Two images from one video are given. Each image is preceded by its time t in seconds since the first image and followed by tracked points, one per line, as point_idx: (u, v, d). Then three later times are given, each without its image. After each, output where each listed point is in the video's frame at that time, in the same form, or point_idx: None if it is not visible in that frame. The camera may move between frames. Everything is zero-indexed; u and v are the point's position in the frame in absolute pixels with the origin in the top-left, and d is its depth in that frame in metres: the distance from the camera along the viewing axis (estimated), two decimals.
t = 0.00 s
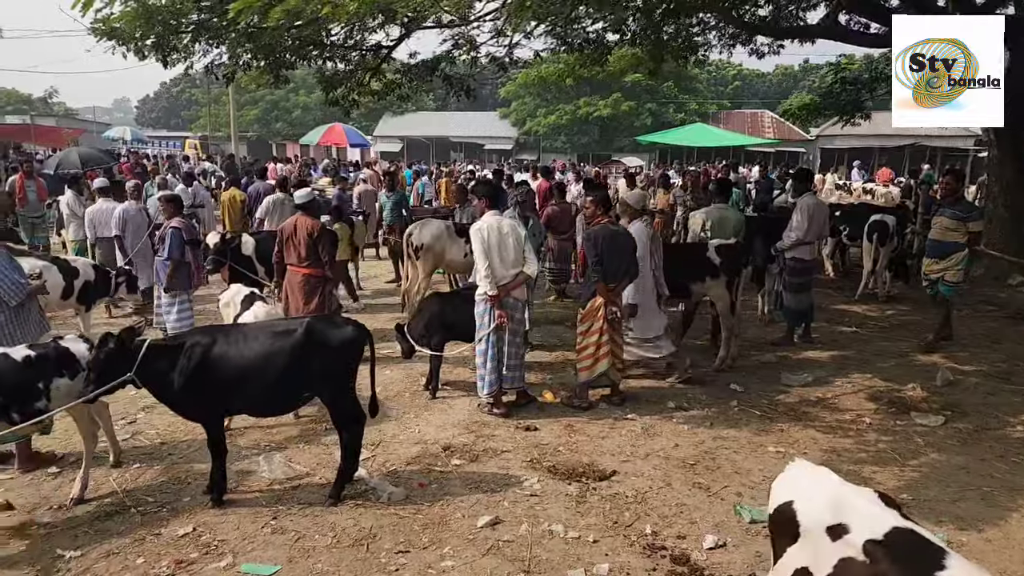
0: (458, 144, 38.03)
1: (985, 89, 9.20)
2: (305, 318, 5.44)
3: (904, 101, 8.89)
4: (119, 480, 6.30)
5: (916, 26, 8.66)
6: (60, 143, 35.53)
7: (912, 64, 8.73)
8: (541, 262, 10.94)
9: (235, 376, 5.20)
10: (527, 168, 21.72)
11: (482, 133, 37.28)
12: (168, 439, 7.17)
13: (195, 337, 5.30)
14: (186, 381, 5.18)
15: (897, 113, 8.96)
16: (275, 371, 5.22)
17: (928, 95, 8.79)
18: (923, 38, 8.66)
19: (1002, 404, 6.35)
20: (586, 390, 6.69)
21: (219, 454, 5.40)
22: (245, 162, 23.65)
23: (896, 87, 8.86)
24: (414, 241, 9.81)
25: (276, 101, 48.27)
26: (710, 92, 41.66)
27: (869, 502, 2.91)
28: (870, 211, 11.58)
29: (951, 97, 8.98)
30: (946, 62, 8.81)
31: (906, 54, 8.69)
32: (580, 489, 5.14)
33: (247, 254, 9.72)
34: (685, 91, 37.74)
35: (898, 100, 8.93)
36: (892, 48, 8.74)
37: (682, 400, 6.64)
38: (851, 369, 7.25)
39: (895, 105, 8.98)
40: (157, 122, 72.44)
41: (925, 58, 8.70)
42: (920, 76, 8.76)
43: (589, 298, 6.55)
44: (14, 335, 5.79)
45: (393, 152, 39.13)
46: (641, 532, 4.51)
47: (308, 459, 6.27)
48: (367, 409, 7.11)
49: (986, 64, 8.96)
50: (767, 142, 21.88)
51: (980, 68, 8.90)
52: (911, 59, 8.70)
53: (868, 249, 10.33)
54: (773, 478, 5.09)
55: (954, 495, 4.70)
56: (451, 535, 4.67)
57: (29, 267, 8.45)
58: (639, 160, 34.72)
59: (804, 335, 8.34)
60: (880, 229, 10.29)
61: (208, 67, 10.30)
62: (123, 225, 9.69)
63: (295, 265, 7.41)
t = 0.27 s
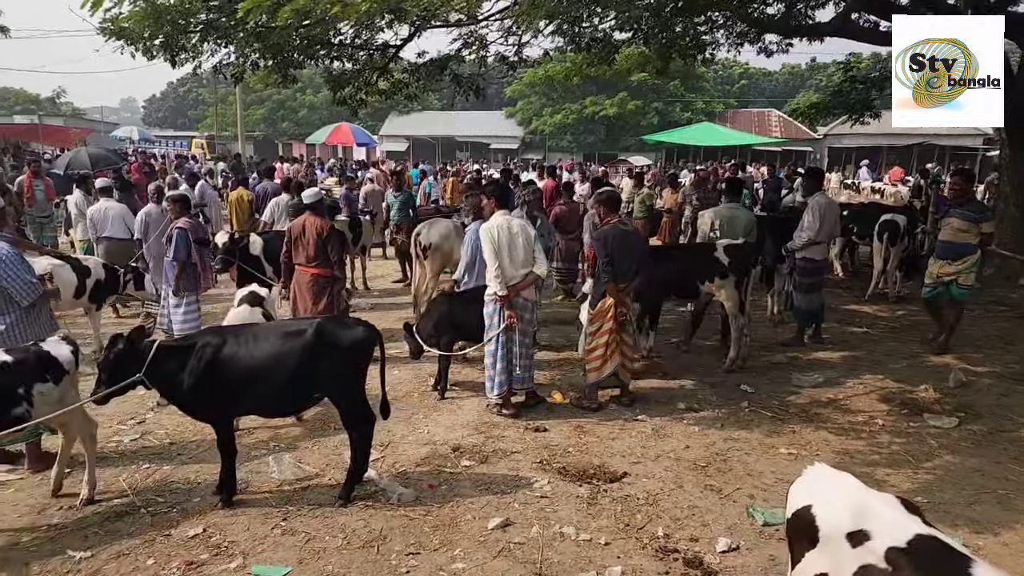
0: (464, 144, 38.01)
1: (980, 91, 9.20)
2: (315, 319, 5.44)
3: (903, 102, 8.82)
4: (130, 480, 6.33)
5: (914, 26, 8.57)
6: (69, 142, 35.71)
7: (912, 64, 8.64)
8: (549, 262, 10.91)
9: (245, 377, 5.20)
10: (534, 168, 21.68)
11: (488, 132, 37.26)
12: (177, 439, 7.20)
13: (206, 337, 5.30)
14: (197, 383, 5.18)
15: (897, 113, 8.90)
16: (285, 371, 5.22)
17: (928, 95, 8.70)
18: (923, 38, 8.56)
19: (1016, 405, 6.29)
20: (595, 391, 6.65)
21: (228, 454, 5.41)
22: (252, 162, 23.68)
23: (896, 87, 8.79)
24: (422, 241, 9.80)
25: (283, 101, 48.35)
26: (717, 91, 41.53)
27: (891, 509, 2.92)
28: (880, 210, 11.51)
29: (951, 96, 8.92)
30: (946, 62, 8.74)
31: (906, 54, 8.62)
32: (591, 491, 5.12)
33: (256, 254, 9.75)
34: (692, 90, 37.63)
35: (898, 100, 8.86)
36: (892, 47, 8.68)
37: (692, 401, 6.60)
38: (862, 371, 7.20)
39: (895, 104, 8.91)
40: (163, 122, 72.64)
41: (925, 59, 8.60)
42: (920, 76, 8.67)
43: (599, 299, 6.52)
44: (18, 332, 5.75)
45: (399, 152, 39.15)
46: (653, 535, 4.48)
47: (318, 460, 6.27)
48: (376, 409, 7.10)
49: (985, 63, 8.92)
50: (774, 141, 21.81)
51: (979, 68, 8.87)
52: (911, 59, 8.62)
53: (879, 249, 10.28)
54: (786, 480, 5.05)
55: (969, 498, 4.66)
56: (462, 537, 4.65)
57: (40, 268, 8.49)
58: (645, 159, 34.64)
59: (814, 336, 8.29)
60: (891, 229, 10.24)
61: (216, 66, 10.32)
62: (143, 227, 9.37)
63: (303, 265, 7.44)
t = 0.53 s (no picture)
0: (470, 142, 37.97)
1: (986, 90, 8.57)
2: (324, 318, 5.41)
3: (903, 101, 8.47)
4: (137, 479, 6.32)
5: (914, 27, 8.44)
6: (77, 140, 35.83)
7: (912, 64, 8.38)
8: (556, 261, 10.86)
9: (253, 376, 5.18)
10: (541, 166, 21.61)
11: (494, 131, 37.20)
12: (184, 439, 7.18)
13: (213, 336, 5.28)
14: (204, 381, 5.16)
15: (898, 113, 8.57)
16: (293, 370, 5.19)
17: (929, 95, 8.38)
18: (923, 38, 8.34)
19: None
20: (604, 391, 6.59)
21: (235, 453, 5.38)
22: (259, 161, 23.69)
23: (896, 87, 8.46)
24: (430, 240, 9.77)
25: (290, 100, 48.39)
26: (724, 90, 41.34)
27: (917, 513, 2.90)
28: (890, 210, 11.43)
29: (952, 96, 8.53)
30: (946, 62, 8.43)
31: (906, 54, 8.40)
32: (601, 492, 5.08)
33: (263, 252, 9.73)
34: (699, 89, 37.49)
35: (897, 101, 8.52)
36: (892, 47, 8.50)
37: (702, 402, 6.54)
38: (874, 372, 7.13)
39: (895, 104, 8.57)
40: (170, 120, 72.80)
41: (925, 58, 8.34)
42: (920, 75, 8.37)
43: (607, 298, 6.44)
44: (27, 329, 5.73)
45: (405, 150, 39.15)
46: (665, 538, 4.43)
47: (325, 459, 6.25)
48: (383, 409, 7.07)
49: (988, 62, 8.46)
50: (782, 139, 21.69)
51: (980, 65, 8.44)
52: (911, 59, 8.40)
53: (889, 249, 10.20)
54: (799, 482, 4.99)
55: (987, 502, 4.59)
56: (471, 539, 4.61)
57: (50, 266, 8.45)
58: (652, 158, 34.53)
59: (825, 336, 8.23)
60: (902, 229, 10.16)
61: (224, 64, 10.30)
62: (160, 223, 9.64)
63: (310, 264, 7.41)
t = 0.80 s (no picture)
0: (477, 141, 37.90)
1: (988, 90, 8.73)
2: (333, 318, 5.35)
3: (903, 102, 8.97)
4: (145, 480, 6.29)
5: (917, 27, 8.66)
6: (86, 140, 35.94)
7: (911, 64, 8.74)
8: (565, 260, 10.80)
9: (261, 377, 5.13)
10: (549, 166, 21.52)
11: (502, 130, 37.13)
12: (192, 439, 7.15)
13: (221, 336, 5.24)
14: (212, 383, 5.13)
15: (898, 112, 9.06)
16: (302, 371, 5.14)
17: (928, 96, 8.78)
18: (923, 38, 8.59)
19: None
20: (615, 392, 6.50)
21: (244, 454, 5.35)
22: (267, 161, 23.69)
23: (896, 87, 8.93)
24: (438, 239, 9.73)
25: (298, 99, 48.44)
26: (733, 89, 41.14)
27: (950, 525, 2.82)
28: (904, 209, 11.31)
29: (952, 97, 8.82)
30: (947, 62, 8.69)
31: (907, 55, 8.71)
32: (613, 496, 5.01)
33: (271, 252, 9.70)
34: (708, 88, 37.31)
35: (898, 100, 9.01)
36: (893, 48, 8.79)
37: (714, 404, 6.45)
38: (889, 373, 7.03)
39: (896, 104, 9.07)
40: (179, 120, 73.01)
41: (925, 59, 8.65)
42: (920, 76, 8.76)
43: (617, 298, 6.34)
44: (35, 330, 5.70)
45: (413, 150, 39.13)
46: (678, 542, 4.36)
47: (333, 461, 6.20)
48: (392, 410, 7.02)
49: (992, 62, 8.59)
50: (792, 138, 21.54)
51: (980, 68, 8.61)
52: (910, 59, 8.71)
53: (903, 248, 10.09)
54: (814, 486, 4.92)
55: (1009, 507, 4.50)
56: (482, 542, 4.55)
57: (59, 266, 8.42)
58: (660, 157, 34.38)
59: (839, 337, 8.13)
60: (917, 228, 10.06)
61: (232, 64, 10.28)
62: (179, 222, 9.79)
63: (318, 263, 7.37)
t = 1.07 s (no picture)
0: (491, 140, 37.79)
1: (990, 90, 8.22)
2: (342, 318, 5.24)
3: (903, 101, 8.43)
4: (153, 482, 6.22)
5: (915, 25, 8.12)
6: (104, 139, 36.15)
7: (911, 64, 8.22)
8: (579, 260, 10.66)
9: (270, 380, 5.03)
10: (564, 165, 21.35)
11: (516, 129, 36.97)
12: (202, 441, 7.09)
13: (229, 338, 5.14)
14: (220, 386, 5.03)
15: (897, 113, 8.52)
16: (311, 373, 5.03)
17: (929, 96, 8.28)
18: (923, 38, 8.17)
19: None
20: (630, 396, 6.35)
21: (252, 457, 5.25)
22: (281, 160, 23.70)
23: (895, 87, 8.40)
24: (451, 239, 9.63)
25: (313, 99, 48.59)
26: (750, 87, 40.72)
27: (993, 547, 2.68)
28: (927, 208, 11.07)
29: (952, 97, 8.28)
30: (947, 62, 8.21)
31: (906, 54, 8.21)
32: (628, 503, 4.87)
33: (283, 251, 9.65)
34: (724, 86, 36.96)
35: (898, 101, 8.48)
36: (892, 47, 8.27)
37: (732, 408, 6.29)
38: (913, 377, 6.84)
39: (895, 104, 8.55)
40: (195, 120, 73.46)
41: (926, 58, 8.17)
42: (920, 76, 8.24)
43: (633, 299, 6.19)
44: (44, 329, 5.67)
45: (427, 149, 39.10)
46: (696, 553, 4.22)
47: (343, 465, 6.11)
48: (403, 412, 6.91)
49: (993, 62, 8.15)
50: (810, 136, 21.24)
51: (983, 67, 8.11)
52: (911, 59, 8.20)
53: (927, 248, 9.87)
54: (838, 496, 4.75)
55: None
56: (493, 551, 4.44)
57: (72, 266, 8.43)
58: (676, 156, 34.09)
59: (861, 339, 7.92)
60: (941, 227, 9.85)
61: (245, 63, 10.25)
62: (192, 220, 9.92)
63: (330, 263, 7.28)
